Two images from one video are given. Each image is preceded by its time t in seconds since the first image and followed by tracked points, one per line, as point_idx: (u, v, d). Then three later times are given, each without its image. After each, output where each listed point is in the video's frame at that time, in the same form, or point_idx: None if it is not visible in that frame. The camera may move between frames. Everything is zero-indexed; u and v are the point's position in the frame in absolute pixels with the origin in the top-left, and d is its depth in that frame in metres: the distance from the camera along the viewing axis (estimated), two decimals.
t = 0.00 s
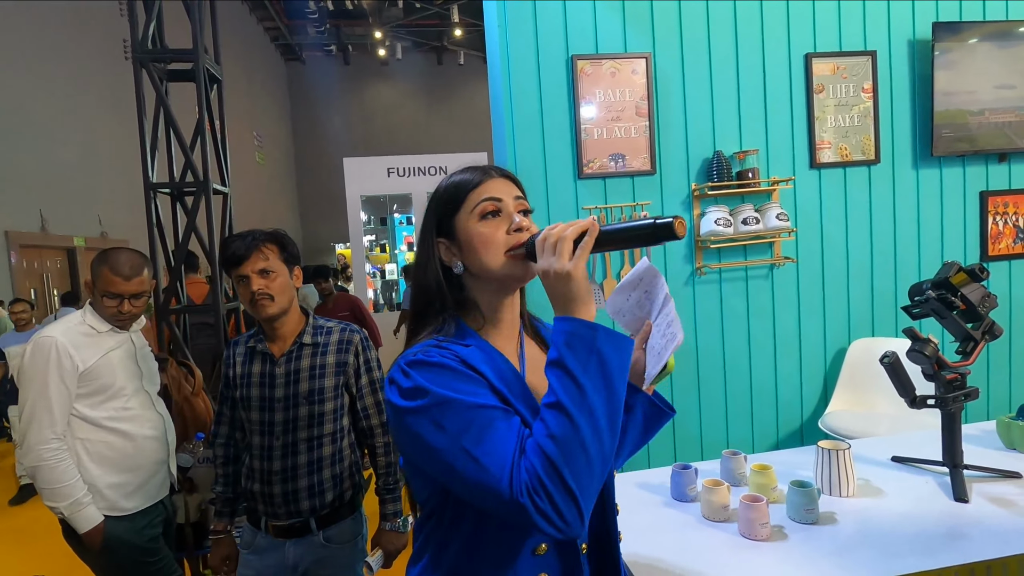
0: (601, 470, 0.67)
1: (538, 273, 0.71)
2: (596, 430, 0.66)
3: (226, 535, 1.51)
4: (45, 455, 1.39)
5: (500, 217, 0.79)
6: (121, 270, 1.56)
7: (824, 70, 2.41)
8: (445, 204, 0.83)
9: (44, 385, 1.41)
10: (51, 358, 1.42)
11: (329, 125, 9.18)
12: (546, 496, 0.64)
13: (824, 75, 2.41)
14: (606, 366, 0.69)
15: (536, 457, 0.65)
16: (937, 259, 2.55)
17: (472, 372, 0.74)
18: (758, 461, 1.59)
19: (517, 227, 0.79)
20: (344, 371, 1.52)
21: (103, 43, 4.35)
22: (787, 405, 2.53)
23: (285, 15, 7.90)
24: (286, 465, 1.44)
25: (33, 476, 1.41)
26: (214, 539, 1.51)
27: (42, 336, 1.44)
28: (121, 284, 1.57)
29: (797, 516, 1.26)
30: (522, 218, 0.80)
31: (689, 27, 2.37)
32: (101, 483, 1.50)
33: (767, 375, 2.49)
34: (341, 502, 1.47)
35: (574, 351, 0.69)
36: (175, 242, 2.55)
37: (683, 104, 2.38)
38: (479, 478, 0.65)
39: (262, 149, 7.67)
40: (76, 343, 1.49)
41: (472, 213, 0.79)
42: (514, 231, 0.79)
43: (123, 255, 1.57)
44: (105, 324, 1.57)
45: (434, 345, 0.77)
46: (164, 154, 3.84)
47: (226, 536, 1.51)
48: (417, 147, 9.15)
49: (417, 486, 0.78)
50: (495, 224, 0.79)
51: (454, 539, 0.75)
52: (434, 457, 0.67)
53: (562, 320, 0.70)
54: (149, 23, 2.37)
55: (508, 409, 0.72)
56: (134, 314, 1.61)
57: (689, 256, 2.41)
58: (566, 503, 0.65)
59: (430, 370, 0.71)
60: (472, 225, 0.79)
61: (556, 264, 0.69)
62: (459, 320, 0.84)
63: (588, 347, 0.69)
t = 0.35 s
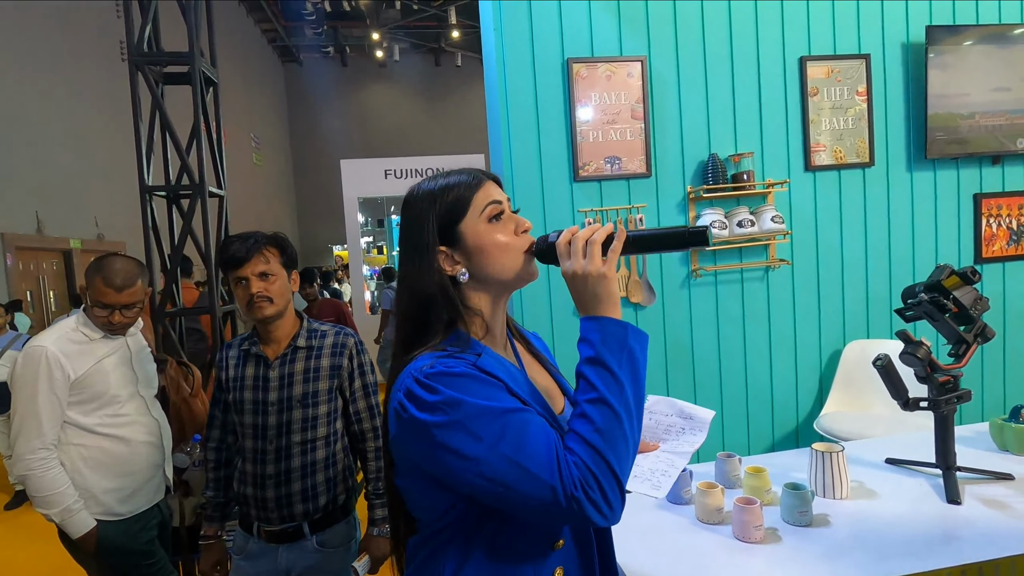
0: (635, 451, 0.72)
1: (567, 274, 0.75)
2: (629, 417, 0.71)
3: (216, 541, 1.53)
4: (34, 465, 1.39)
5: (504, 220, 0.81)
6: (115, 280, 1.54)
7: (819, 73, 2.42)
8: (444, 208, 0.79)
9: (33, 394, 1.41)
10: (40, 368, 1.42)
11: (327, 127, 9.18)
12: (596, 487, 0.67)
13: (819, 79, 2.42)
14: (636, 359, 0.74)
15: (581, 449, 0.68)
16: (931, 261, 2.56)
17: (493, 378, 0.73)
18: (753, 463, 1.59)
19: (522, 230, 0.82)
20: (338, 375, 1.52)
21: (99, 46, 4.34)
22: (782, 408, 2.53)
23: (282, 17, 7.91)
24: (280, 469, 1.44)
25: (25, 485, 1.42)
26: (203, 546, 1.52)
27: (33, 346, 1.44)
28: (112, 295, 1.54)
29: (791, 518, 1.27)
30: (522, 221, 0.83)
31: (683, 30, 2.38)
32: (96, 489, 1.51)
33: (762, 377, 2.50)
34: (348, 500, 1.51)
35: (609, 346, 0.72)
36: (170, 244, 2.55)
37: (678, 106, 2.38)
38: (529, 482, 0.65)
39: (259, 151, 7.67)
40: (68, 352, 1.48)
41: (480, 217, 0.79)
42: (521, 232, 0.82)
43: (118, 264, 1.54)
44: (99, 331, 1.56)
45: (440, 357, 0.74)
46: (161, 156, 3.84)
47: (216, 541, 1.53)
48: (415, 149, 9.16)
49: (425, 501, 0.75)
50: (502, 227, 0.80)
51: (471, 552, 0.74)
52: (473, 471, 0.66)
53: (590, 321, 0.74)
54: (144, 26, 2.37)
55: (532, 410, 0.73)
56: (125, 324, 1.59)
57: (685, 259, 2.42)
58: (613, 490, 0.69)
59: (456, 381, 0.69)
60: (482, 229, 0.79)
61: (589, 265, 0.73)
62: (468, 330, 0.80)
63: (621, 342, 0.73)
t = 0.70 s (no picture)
0: (600, 486, 0.73)
1: (554, 300, 0.75)
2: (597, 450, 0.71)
3: (212, 543, 1.50)
4: (28, 464, 1.40)
5: (504, 238, 0.80)
6: (102, 279, 1.52)
7: (819, 72, 2.42)
8: (445, 214, 0.78)
9: (26, 394, 1.41)
10: (32, 369, 1.42)
11: (327, 126, 9.18)
12: (555, 520, 0.68)
13: (819, 77, 2.42)
14: (611, 390, 0.74)
15: (547, 481, 0.68)
16: (931, 261, 2.55)
17: (467, 395, 0.74)
18: (752, 463, 1.59)
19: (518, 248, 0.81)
20: (338, 373, 1.52)
21: (99, 44, 4.34)
22: (781, 407, 2.53)
23: (282, 15, 7.90)
24: (279, 468, 1.44)
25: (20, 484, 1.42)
26: (198, 548, 1.49)
27: (26, 346, 1.44)
28: (95, 295, 1.52)
29: (791, 518, 1.27)
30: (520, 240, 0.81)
31: (684, 29, 2.37)
32: (90, 489, 1.51)
33: (761, 376, 2.50)
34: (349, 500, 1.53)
35: (586, 378, 0.73)
36: (170, 242, 2.55)
37: (678, 105, 2.38)
38: (485, 509, 0.66)
39: (259, 149, 7.66)
40: (60, 352, 1.48)
41: (480, 233, 0.78)
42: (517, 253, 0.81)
43: (108, 263, 1.53)
44: (89, 330, 1.55)
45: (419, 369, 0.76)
46: (160, 155, 3.84)
47: (212, 544, 1.50)
48: (415, 147, 9.15)
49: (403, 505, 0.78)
50: (500, 246, 0.79)
51: (447, 560, 0.75)
52: (435, 487, 0.67)
53: (575, 351, 0.74)
54: (144, 25, 2.37)
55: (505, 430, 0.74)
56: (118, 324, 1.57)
57: (685, 258, 2.42)
58: (573, 527, 0.70)
59: (425, 398, 0.71)
60: (479, 246, 0.78)
61: (575, 296, 0.74)
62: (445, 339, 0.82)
63: (599, 374, 0.74)
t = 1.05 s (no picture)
0: (573, 492, 0.71)
1: (531, 299, 0.74)
2: (567, 457, 0.70)
3: (222, 539, 1.54)
4: (30, 462, 1.41)
5: (488, 229, 0.80)
6: (100, 278, 1.53)
7: (825, 67, 2.40)
8: (427, 212, 0.81)
9: (28, 393, 1.42)
10: (33, 368, 1.43)
11: (331, 123, 9.18)
12: (517, 523, 0.68)
13: (826, 73, 2.40)
14: (588, 394, 0.73)
15: (510, 483, 0.69)
16: (939, 259, 2.54)
17: (445, 391, 0.76)
18: (758, 461, 1.58)
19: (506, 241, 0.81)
20: (346, 371, 1.53)
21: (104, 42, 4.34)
22: (787, 405, 2.52)
23: (286, 13, 7.90)
24: (289, 465, 1.44)
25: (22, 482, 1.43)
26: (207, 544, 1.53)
27: (26, 344, 1.44)
28: (94, 294, 1.53)
29: (797, 516, 1.26)
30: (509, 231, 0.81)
31: (690, 24, 2.36)
32: (93, 487, 1.52)
33: (767, 374, 2.49)
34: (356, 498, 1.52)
35: (558, 382, 0.72)
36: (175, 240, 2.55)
37: (684, 101, 2.37)
38: (449, 502, 0.69)
39: (264, 147, 7.67)
40: (61, 350, 1.48)
41: (460, 226, 0.79)
42: (504, 243, 0.81)
43: (107, 262, 1.54)
44: (89, 329, 1.55)
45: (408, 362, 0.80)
46: (166, 152, 3.85)
47: (223, 540, 1.54)
48: (419, 145, 9.14)
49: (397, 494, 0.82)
50: (484, 237, 0.79)
51: (433, 550, 0.78)
52: (408, 478, 0.71)
53: (555, 355, 0.73)
54: (149, 22, 2.37)
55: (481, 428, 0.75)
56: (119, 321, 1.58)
57: (690, 255, 2.41)
58: (540, 532, 0.69)
59: (400, 393, 0.74)
60: (462, 239, 0.78)
61: (549, 294, 0.72)
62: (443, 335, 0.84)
63: (573, 379, 0.72)
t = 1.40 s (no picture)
0: (558, 468, 0.69)
1: (506, 273, 0.73)
2: (551, 432, 0.69)
3: (228, 535, 1.52)
4: (32, 457, 1.40)
5: (470, 214, 0.81)
6: (104, 262, 1.55)
7: (829, 66, 2.39)
8: (415, 207, 0.85)
9: (31, 386, 1.41)
10: (38, 361, 1.42)
11: (332, 120, 9.17)
12: (499, 497, 0.67)
13: (829, 72, 2.39)
14: (566, 364, 0.72)
15: (493, 457, 0.68)
16: (941, 259, 2.53)
17: (437, 372, 0.76)
18: (759, 460, 1.58)
19: (486, 223, 0.81)
20: (347, 370, 1.52)
21: (104, 39, 4.33)
22: (788, 404, 2.52)
23: (287, 9, 7.86)
24: (290, 463, 1.44)
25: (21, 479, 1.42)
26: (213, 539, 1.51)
27: (30, 337, 1.44)
28: (104, 274, 1.56)
29: (799, 516, 1.26)
30: (489, 214, 0.81)
31: (693, 23, 2.35)
32: (91, 485, 1.51)
33: (768, 374, 2.49)
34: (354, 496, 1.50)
35: (535, 351, 0.71)
36: (176, 236, 2.54)
37: (686, 99, 2.36)
38: (438, 476, 0.68)
39: (264, 144, 7.66)
40: (65, 344, 1.48)
41: (441, 214, 0.81)
42: (485, 227, 0.81)
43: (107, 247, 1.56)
44: (96, 322, 1.57)
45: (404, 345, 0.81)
46: (166, 149, 3.84)
47: (228, 535, 1.52)
48: (420, 142, 9.13)
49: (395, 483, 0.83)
50: (466, 222, 0.80)
51: (428, 542, 0.77)
52: (398, 456, 0.71)
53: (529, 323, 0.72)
54: (149, 19, 2.36)
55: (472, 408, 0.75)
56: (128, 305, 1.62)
57: (691, 255, 2.40)
58: (526, 509, 0.68)
59: (392, 372, 0.75)
60: (444, 227, 0.81)
61: (521, 263, 0.71)
62: (437, 325, 0.86)
63: (550, 347, 0.72)
